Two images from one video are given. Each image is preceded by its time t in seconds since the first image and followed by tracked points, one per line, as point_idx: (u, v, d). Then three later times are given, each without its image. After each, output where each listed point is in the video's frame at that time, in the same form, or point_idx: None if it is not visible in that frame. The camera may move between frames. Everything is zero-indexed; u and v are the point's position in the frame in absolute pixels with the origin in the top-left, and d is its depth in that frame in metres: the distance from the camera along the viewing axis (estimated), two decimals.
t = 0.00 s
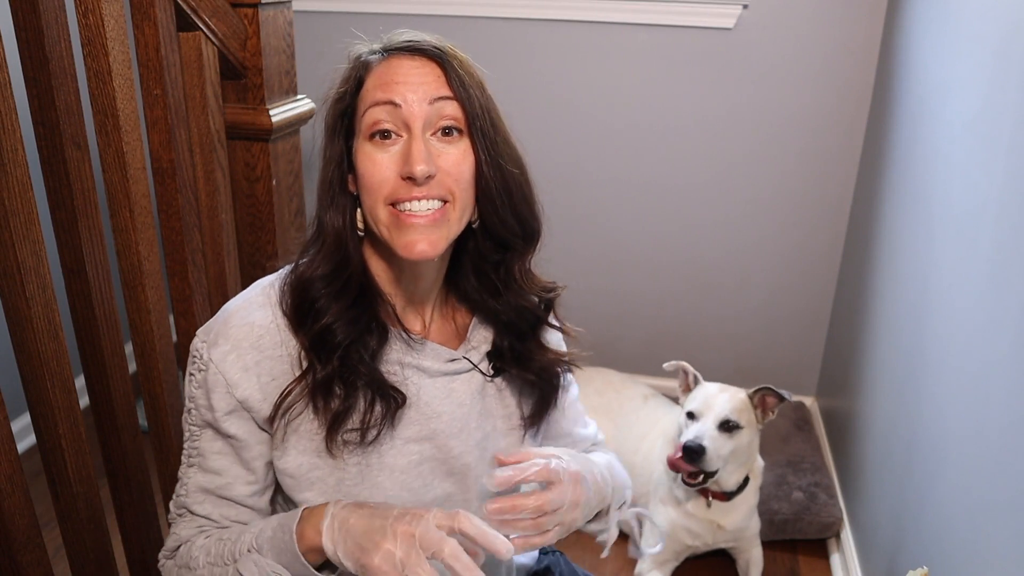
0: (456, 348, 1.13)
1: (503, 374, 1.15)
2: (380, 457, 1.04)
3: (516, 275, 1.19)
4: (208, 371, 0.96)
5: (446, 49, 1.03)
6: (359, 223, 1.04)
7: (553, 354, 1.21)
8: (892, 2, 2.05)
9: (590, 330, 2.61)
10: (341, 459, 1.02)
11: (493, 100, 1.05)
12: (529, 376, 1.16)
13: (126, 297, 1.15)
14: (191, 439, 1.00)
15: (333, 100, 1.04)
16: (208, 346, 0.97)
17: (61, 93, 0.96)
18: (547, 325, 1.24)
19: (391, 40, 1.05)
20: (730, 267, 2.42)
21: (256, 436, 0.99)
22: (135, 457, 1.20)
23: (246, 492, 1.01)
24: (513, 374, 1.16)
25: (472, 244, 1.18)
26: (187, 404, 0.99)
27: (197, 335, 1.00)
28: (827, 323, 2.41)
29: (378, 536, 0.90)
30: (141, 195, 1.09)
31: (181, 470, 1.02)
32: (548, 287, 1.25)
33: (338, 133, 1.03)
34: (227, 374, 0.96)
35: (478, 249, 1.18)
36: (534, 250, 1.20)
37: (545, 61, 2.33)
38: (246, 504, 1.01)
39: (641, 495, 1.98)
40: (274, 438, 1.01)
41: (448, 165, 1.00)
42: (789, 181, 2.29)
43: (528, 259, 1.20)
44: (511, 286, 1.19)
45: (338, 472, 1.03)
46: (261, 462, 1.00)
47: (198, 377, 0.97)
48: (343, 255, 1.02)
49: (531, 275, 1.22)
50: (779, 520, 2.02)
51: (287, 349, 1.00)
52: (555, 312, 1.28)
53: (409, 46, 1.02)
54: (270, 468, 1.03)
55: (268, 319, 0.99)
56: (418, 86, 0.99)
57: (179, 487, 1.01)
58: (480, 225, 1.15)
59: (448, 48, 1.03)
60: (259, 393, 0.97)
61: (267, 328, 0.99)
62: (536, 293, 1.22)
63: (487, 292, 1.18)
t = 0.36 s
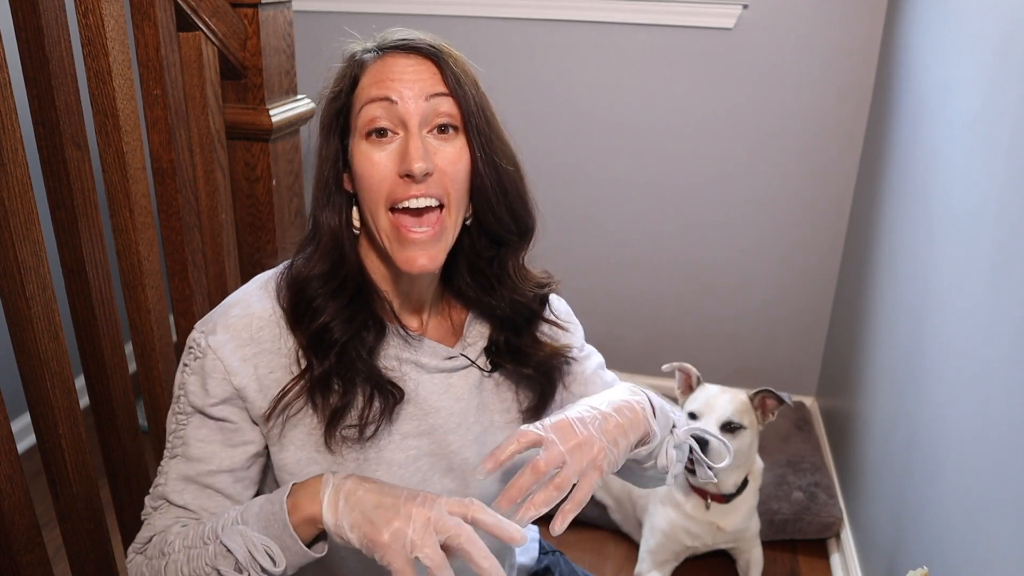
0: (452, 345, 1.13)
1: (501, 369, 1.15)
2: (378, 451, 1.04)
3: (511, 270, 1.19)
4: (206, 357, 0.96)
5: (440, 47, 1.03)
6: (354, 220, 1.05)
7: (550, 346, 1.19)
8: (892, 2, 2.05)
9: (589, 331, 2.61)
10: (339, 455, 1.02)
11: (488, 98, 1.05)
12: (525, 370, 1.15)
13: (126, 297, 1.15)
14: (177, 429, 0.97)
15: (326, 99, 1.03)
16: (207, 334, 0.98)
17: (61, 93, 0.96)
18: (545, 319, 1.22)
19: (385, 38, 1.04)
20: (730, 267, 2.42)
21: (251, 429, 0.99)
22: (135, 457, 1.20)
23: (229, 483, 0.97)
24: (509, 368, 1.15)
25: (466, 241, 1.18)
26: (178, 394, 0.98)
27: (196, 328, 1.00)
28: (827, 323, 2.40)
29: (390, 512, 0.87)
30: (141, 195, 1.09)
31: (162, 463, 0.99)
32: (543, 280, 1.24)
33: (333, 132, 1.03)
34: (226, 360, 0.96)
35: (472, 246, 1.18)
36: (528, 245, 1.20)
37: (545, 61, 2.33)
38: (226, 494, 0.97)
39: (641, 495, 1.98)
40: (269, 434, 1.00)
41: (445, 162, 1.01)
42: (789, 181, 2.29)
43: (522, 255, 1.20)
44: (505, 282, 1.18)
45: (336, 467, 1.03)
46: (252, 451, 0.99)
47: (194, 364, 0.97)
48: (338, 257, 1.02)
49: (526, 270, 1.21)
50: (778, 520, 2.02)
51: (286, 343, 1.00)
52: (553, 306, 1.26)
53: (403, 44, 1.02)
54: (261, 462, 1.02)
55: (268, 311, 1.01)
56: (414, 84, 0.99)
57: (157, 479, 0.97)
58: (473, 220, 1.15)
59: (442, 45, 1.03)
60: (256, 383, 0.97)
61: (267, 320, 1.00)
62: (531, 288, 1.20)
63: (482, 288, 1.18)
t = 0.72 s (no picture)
0: (451, 346, 1.12)
1: (499, 368, 1.15)
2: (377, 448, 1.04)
3: (512, 271, 1.19)
4: (207, 350, 0.96)
5: (447, 49, 1.03)
6: (355, 221, 1.05)
7: (550, 346, 1.19)
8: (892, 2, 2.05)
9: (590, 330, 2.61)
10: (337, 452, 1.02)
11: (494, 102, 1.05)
12: (523, 369, 1.15)
13: (126, 297, 1.15)
14: (174, 421, 0.97)
15: (331, 97, 1.04)
16: (208, 328, 0.98)
17: (61, 93, 0.96)
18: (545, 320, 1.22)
19: (392, 38, 1.04)
20: (730, 267, 2.42)
21: (250, 423, 0.99)
22: (135, 457, 1.20)
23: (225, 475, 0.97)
24: (507, 367, 1.15)
25: (468, 240, 1.17)
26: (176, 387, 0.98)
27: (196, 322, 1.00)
28: (827, 323, 2.40)
29: (385, 477, 0.86)
30: (141, 195, 1.09)
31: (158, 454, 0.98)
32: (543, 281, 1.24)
33: (337, 132, 1.03)
34: (227, 354, 0.96)
35: (473, 245, 1.17)
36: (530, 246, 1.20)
37: (545, 61, 2.33)
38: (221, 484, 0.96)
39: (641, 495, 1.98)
40: (268, 431, 1.00)
41: (449, 165, 1.00)
42: (789, 181, 2.29)
43: (524, 255, 1.20)
44: (506, 282, 1.18)
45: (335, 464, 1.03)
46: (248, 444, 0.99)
47: (195, 357, 0.97)
48: (339, 256, 1.03)
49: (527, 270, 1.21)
50: (779, 520, 2.02)
51: (285, 340, 1.00)
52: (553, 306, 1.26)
53: (410, 44, 1.02)
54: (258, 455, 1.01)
55: (269, 307, 1.01)
56: (419, 86, 0.99)
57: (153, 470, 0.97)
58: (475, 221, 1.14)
59: (449, 47, 1.03)
60: (256, 378, 0.98)
61: (267, 316, 1.00)
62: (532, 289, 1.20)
63: (481, 289, 1.17)
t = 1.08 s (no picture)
0: (456, 358, 1.14)
1: (505, 384, 1.16)
2: (377, 470, 1.03)
3: (520, 285, 1.20)
4: (205, 385, 0.98)
5: (449, 53, 1.03)
6: (359, 233, 1.05)
7: (554, 364, 1.21)
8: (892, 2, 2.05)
9: (590, 331, 2.61)
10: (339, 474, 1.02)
11: (498, 107, 1.05)
12: (530, 386, 1.16)
13: (126, 297, 1.15)
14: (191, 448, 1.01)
15: (330, 105, 1.03)
16: (206, 359, 0.99)
17: (61, 93, 0.96)
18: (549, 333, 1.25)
19: (390, 43, 1.04)
20: (731, 266, 2.42)
21: (251, 450, 1.00)
22: (135, 458, 1.20)
23: (242, 499, 1.01)
24: (514, 384, 1.16)
25: (475, 255, 1.18)
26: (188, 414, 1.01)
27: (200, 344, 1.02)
28: (827, 323, 2.40)
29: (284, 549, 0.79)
30: (141, 195, 1.09)
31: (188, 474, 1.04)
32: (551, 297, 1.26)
33: (337, 139, 1.03)
34: (223, 389, 0.97)
35: (481, 259, 1.18)
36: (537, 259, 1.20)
37: (545, 61, 2.33)
38: (240, 510, 1.02)
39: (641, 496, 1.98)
40: (271, 451, 1.02)
41: (452, 170, 1.00)
42: (789, 181, 2.29)
43: (531, 268, 1.21)
44: (514, 296, 1.20)
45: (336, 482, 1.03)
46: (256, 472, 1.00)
47: (195, 389, 0.99)
48: (340, 269, 1.02)
49: (534, 284, 1.22)
50: (778, 520, 2.02)
51: (283, 363, 1.00)
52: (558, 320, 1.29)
53: (409, 49, 1.02)
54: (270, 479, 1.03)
55: (264, 332, 1.00)
56: (419, 90, 0.99)
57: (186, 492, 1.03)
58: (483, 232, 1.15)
59: (450, 51, 1.03)
60: (254, 407, 0.98)
61: (264, 341, 1.00)
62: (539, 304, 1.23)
63: (489, 302, 1.19)
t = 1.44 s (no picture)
0: (462, 369, 1.14)
1: (507, 396, 1.16)
2: (386, 485, 1.04)
3: (531, 302, 1.19)
4: (212, 409, 0.97)
5: (464, 74, 1.01)
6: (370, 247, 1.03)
7: (556, 374, 1.22)
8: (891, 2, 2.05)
9: (590, 331, 2.61)
10: (345, 489, 1.03)
11: (513, 125, 1.05)
12: (532, 395, 1.17)
13: (126, 296, 1.15)
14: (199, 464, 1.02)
15: (340, 125, 1.01)
16: (212, 381, 0.97)
17: (61, 93, 0.96)
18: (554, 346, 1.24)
19: (403, 59, 1.01)
20: (731, 266, 2.42)
21: (259, 470, 1.00)
22: (135, 458, 1.20)
23: (254, 512, 1.04)
24: (516, 395, 1.16)
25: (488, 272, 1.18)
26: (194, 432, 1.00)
27: (204, 363, 1.00)
28: (827, 323, 2.40)
29: None
30: (141, 195, 1.09)
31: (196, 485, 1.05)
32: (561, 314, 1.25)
33: (349, 163, 1.01)
34: (231, 413, 0.97)
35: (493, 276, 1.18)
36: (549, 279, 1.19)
37: (545, 61, 2.33)
38: (257, 521, 1.06)
39: (641, 496, 1.98)
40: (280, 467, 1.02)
41: (470, 202, 1.00)
42: (789, 181, 2.29)
43: (544, 286, 1.20)
44: (523, 311, 1.18)
45: (342, 496, 1.04)
46: (266, 490, 1.02)
47: (202, 411, 0.98)
48: (354, 293, 1.01)
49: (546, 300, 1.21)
50: (778, 520, 2.02)
51: (291, 383, 1.00)
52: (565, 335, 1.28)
53: (424, 69, 0.99)
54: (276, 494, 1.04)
55: (270, 355, 0.99)
56: (437, 119, 0.97)
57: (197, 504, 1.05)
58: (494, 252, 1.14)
59: (466, 71, 1.01)
60: (262, 431, 0.98)
61: (271, 364, 0.99)
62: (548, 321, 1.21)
63: (497, 313, 1.18)
